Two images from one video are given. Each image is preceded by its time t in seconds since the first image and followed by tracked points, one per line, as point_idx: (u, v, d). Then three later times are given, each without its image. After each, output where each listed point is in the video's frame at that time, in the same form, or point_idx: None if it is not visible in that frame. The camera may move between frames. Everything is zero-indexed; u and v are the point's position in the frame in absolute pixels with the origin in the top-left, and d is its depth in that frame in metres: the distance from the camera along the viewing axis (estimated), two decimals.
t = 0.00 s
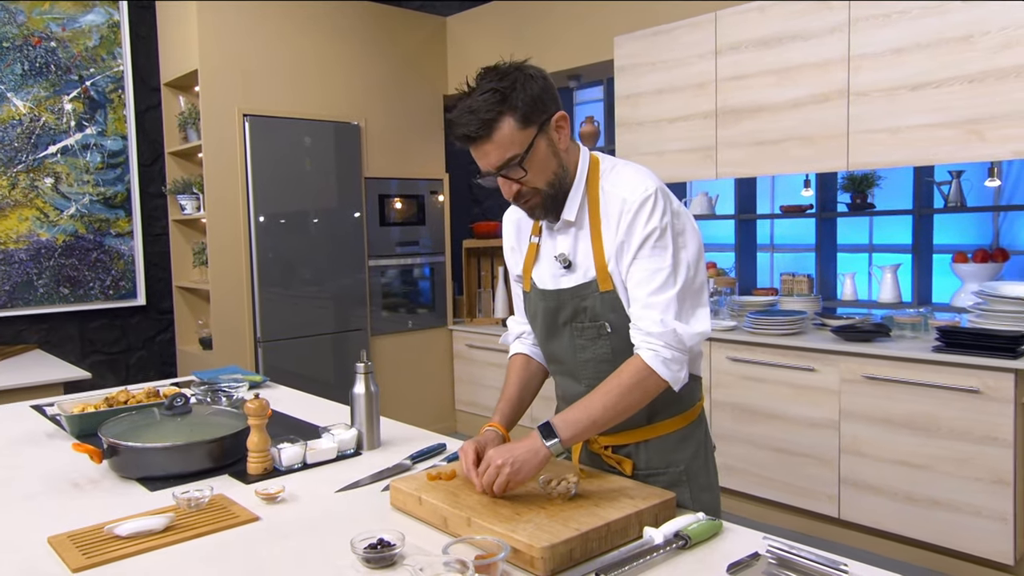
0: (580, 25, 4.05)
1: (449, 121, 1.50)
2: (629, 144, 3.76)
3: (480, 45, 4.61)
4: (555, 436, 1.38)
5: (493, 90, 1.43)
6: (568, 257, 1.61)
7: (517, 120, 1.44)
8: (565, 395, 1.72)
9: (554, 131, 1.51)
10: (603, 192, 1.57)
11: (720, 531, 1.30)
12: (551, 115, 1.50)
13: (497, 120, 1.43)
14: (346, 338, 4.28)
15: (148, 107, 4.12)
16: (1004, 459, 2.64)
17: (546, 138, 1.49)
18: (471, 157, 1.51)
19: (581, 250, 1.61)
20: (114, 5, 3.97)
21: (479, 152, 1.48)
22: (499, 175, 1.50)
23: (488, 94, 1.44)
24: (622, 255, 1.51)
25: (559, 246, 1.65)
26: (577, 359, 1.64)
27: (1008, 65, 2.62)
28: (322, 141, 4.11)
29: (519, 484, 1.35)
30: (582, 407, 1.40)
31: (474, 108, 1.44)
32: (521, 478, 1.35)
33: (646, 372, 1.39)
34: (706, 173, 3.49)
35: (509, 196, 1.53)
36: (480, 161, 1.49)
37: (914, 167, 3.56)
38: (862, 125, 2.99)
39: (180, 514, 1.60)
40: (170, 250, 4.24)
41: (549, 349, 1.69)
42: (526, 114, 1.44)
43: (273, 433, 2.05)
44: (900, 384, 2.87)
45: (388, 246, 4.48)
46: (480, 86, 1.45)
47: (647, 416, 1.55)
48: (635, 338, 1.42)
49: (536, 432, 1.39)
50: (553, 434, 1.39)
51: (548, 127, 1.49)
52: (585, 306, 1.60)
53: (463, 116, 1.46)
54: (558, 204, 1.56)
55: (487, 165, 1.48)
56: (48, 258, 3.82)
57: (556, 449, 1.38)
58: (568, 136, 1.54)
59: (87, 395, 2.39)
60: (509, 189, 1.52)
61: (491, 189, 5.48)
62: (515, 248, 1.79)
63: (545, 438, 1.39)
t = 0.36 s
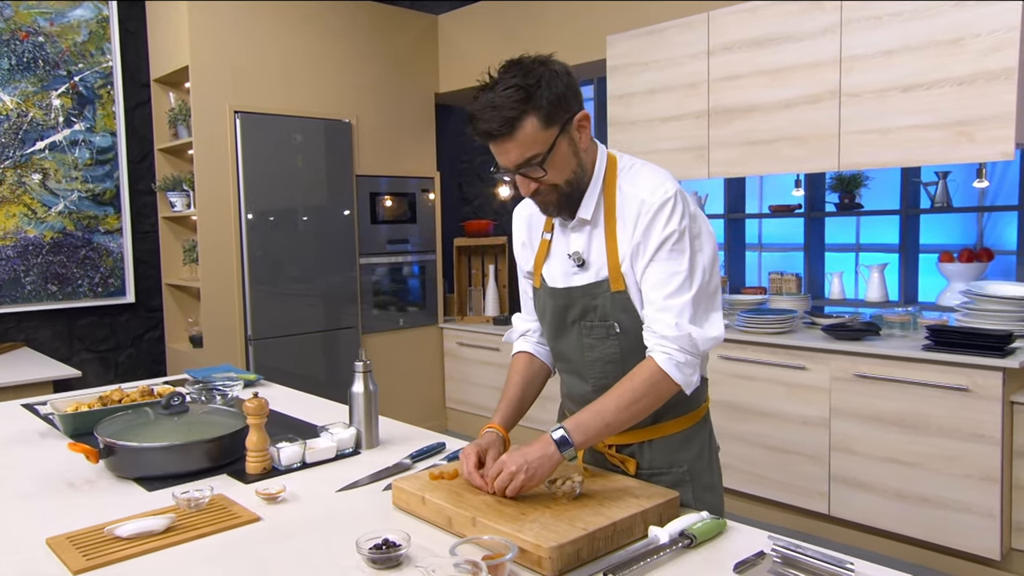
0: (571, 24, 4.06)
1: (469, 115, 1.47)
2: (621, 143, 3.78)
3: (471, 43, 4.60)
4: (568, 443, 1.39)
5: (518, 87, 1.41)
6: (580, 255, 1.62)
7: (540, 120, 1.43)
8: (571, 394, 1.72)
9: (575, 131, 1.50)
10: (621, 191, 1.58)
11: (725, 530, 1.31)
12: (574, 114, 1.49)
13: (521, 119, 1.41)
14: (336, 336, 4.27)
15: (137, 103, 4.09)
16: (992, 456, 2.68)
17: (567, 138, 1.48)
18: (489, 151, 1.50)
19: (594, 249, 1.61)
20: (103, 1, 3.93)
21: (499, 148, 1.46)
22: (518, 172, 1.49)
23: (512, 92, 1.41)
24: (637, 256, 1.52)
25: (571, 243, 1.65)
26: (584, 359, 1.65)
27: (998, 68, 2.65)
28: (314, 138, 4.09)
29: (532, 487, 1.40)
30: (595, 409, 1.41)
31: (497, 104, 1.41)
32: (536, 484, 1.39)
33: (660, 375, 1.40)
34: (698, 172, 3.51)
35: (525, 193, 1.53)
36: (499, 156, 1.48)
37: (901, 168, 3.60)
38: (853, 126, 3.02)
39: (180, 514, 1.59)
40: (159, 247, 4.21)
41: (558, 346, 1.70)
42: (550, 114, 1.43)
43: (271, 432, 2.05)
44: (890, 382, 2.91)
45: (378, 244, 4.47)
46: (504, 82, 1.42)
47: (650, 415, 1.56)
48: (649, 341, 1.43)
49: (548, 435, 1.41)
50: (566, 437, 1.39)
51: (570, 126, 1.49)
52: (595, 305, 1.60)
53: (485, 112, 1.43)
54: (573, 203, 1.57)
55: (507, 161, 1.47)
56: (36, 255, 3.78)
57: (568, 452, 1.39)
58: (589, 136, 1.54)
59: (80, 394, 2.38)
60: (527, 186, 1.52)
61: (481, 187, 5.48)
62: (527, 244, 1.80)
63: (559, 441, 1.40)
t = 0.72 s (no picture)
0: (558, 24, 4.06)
1: (525, 47, 1.52)
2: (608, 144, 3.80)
3: (457, 42, 4.60)
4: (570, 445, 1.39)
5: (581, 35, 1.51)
6: (585, 248, 1.62)
7: (594, 64, 1.49)
8: (568, 393, 1.73)
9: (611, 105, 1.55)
10: (630, 190, 1.59)
11: (724, 531, 1.33)
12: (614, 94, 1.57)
13: (581, 52, 1.48)
14: (320, 335, 4.24)
15: (120, 99, 4.04)
16: (973, 454, 2.73)
17: (608, 99, 1.52)
18: (532, 84, 1.50)
19: (599, 243, 1.62)
20: None
21: (548, 73, 1.48)
22: (557, 102, 1.48)
23: (577, 34, 1.51)
24: (644, 257, 1.53)
25: (575, 237, 1.66)
26: (584, 357, 1.65)
27: (980, 73, 2.70)
28: (299, 135, 4.07)
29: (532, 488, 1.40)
30: (598, 410, 1.42)
31: (560, 40, 1.49)
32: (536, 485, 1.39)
33: (663, 378, 1.42)
34: (685, 173, 3.54)
35: (556, 127, 1.49)
36: (542, 85, 1.48)
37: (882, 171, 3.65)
38: (838, 129, 3.06)
39: (174, 516, 1.58)
40: (141, 245, 4.16)
41: (557, 344, 1.70)
42: (604, 66, 1.51)
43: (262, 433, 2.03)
44: (873, 382, 2.95)
45: (363, 243, 4.45)
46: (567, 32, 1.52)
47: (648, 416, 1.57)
48: (654, 342, 1.45)
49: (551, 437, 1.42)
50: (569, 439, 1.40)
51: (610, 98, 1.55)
52: (598, 302, 1.61)
53: (546, 42, 1.50)
54: (594, 165, 1.53)
55: (552, 85, 1.47)
56: (15, 252, 3.72)
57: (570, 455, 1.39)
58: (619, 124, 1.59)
59: (65, 394, 2.35)
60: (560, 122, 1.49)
61: (465, 187, 5.47)
62: (529, 240, 1.80)
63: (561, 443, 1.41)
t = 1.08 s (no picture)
0: (541, 25, 4.06)
1: (570, 27, 1.55)
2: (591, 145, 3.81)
3: (440, 41, 4.58)
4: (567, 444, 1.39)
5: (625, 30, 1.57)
6: (597, 244, 1.63)
7: (634, 57, 1.54)
8: (564, 393, 1.72)
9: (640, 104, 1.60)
10: (648, 191, 1.61)
11: (723, 533, 1.35)
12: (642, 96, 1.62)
13: (626, 42, 1.54)
14: (298, 335, 4.20)
15: (96, 95, 3.97)
16: (950, 453, 2.78)
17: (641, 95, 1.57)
18: (575, 64, 1.53)
19: (611, 239, 1.64)
20: None
21: (595, 51, 1.51)
22: (600, 81, 1.50)
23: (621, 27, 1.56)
24: (653, 257, 1.55)
25: (586, 232, 1.67)
26: (586, 355, 1.66)
27: (959, 80, 2.76)
28: (280, 134, 4.03)
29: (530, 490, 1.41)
30: (597, 410, 1.42)
31: (607, 26, 1.54)
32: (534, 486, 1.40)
33: (662, 380, 1.42)
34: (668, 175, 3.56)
35: (596, 105, 1.50)
36: (586, 63, 1.51)
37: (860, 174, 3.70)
38: (820, 132, 3.10)
39: (163, 521, 1.55)
40: (117, 243, 4.09)
41: (559, 342, 1.69)
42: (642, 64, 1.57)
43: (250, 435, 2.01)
44: (853, 382, 2.99)
45: (343, 242, 4.42)
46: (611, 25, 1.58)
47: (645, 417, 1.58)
48: (655, 343, 1.46)
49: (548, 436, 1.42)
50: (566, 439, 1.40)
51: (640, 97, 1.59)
52: (605, 300, 1.62)
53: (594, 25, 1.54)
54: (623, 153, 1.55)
55: (599, 65, 1.50)
56: None
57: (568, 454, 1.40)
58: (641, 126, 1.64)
59: (44, 395, 2.30)
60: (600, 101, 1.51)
61: (446, 186, 5.46)
62: (534, 235, 1.79)
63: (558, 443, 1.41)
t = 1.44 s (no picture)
0: (521, 26, 4.06)
1: (567, 31, 1.54)
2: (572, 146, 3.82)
3: (418, 41, 4.56)
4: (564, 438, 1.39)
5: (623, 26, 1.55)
6: (599, 244, 1.63)
7: (633, 58, 1.53)
8: (562, 393, 1.72)
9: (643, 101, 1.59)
10: (650, 191, 1.62)
11: (720, 534, 1.36)
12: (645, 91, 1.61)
13: (623, 44, 1.52)
14: (273, 337, 4.14)
15: (67, 90, 3.87)
16: (926, 451, 2.83)
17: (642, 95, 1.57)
18: (573, 69, 1.53)
19: (613, 239, 1.64)
20: None
21: (592, 58, 1.50)
22: (599, 89, 1.51)
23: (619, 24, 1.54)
24: (654, 257, 1.56)
25: (588, 231, 1.67)
26: (585, 354, 1.66)
27: (935, 85, 2.82)
28: (258, 132, 3.98)
29: (527, 486, 1.39)
30: (600, 406, 1.43)
31: (602, 28, 1.52)
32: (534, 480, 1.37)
33: (661, 379, 1.43)
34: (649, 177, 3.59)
35: (596, 113, 1.51)
36: (584, 69, 1.51)
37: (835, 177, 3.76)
38: (799, 136, 3.14)
39: (152, 528, 1.51)
40: (89, 241, 4.00)
41: (558, 341, 1.69)
42: (642, 62, 1.55)
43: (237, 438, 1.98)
44: (832, 382, 3.04)
45: (320, 242, 4.37)
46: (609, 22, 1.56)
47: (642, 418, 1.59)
48: (656, 342, 1.47)
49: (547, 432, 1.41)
50: (564, 433, 1.40)
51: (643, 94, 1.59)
52: (605, 299, 1.62)
53: (590, 29, 1.53)
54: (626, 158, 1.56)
55: (596, 72, 1.50)
56: None
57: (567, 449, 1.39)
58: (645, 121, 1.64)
59: (20, 399, 2.24)
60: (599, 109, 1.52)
61: (423, 186, 5.43)
62: (535, 234, 1.79)
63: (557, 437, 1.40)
